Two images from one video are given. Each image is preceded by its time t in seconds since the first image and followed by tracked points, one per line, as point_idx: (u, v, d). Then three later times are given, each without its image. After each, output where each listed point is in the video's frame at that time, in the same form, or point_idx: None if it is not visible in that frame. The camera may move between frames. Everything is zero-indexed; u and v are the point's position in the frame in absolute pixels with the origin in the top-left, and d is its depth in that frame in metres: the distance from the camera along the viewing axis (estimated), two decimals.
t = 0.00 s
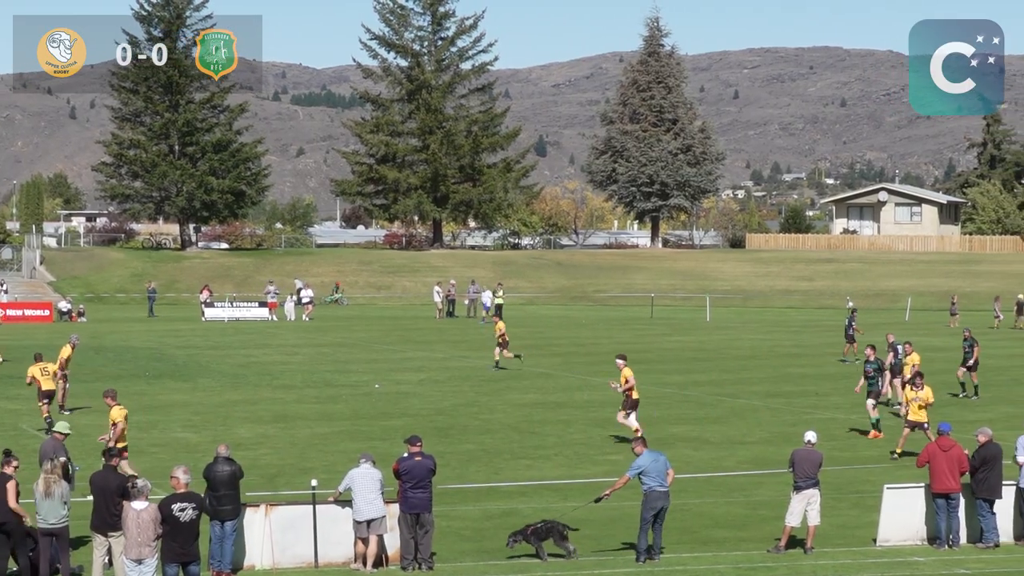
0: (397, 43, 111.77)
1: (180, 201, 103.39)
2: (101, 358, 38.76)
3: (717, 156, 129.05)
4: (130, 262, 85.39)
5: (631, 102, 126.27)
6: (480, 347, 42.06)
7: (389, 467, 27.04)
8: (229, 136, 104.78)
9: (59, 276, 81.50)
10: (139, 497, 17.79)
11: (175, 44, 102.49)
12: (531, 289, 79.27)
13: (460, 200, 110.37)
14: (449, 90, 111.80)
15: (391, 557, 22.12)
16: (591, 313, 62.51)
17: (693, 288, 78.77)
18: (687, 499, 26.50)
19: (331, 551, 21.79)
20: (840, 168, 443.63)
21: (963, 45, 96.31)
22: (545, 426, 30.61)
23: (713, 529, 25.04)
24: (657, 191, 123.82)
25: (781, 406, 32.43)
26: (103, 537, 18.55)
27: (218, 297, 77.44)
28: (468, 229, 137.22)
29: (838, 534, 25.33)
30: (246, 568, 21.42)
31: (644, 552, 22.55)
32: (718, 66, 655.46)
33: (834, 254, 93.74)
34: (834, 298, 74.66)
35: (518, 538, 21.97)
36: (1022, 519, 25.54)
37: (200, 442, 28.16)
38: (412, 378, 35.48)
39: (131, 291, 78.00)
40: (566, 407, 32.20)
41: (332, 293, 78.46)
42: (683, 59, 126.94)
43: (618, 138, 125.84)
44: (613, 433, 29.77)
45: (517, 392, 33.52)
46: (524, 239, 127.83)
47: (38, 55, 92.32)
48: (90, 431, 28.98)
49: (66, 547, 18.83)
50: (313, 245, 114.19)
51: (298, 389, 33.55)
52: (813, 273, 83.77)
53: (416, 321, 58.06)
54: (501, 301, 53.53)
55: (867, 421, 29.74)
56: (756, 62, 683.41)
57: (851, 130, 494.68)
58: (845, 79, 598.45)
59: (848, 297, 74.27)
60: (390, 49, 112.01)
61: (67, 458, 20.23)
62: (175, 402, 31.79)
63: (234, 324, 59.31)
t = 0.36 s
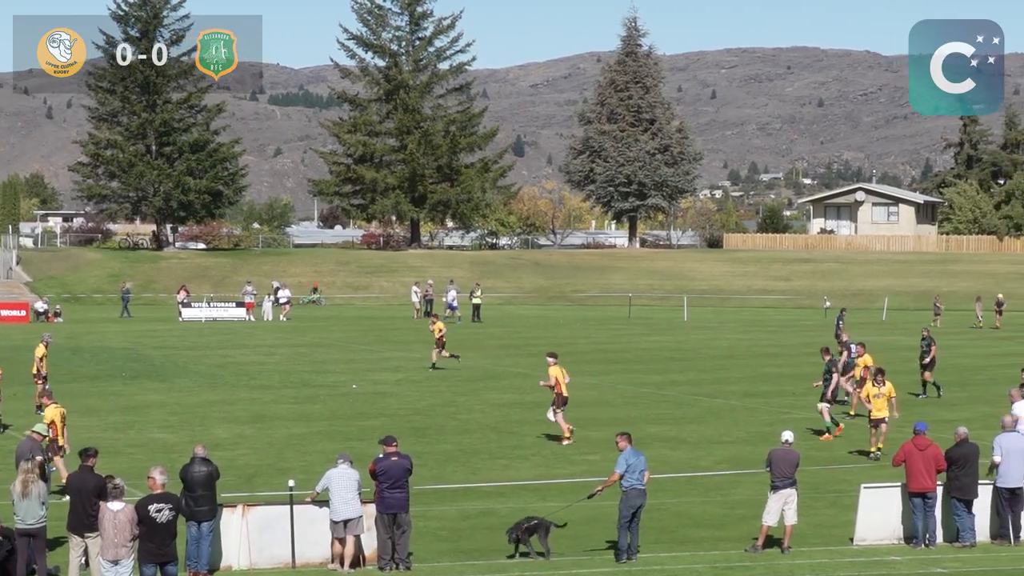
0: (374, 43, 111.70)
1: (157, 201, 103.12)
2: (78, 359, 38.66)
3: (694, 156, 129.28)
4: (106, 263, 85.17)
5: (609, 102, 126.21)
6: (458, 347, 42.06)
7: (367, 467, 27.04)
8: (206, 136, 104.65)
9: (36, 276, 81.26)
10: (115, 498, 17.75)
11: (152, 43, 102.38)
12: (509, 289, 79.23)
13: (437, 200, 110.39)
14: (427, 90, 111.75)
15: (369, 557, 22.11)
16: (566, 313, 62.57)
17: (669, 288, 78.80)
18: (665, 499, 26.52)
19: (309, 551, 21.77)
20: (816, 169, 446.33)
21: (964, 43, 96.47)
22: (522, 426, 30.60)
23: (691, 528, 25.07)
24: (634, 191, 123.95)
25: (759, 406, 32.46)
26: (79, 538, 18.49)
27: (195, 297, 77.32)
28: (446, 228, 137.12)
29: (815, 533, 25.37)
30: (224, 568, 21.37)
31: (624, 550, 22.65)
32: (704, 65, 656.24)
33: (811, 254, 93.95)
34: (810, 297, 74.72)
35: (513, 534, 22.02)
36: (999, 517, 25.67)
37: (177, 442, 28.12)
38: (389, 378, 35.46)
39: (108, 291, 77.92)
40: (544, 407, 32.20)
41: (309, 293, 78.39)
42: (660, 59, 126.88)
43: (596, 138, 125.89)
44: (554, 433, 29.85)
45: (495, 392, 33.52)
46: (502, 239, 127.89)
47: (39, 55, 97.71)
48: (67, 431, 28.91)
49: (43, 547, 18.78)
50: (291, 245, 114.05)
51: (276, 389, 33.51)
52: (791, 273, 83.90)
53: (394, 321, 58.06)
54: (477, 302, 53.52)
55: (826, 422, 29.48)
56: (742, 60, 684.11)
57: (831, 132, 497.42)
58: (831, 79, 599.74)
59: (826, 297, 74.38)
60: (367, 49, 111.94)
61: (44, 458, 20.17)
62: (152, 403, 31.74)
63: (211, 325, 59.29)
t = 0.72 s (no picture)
0: (337, 42, 111.66)
1: (120, 201, 102.75)
2: (39, 359, 38.48)
3: (657, 156, 129.30)
4: (69, 262, 84.81)
5: (572, 101, 126.33)
6: (421, 347, 42.05)
7: (329, 468, 27.03)
8: (168, 136, 104.49)
9: None
10: (77, 499, 17.56)
11: (114, 43, 102.25)
12: (472, 289, 79.18)
13: (400, 199, 110.39)
14: (390, 89, 111.78)
15: (332, 558, 21.95)
16: (528, 313, 62.57)
17: (632, 287, 78.73)
18: (628, 500, 26.47)
19: (271, 551, 21.56)
20: (777, 170, 450.00)
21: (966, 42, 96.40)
22: (486, 426, 30.58)
23: (654, 528, 25.08)
24: (597, 191, 124.04)
25: (721, 406, 32.51)
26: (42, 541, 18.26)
27: (158, 297, 77.15)
28: (410, 228, 137.11)
29: (779, 532, 25.38)
30: (186, 569, 21.16)
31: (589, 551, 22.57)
32: (684, 67, 657.32)
33: (773, 254, 93.95)
34: (773, 297, 74.67)
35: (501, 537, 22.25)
36: (961, 515, 25.67)
37: (139, 443, 28.03)
38: (352, 378, 35.43)
39: (69, 292, 77.74)
40: (507, 407, 32.20)
41: (272, 293, 78.28)
42: (623, 59, 127.16)
43: (559, 137, 125.81)
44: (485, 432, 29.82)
45: (458, 392, 33.54)
46: (466, 239, 127.94)
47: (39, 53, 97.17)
48: (28, 431, 28.77)
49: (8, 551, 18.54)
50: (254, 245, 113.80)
51: (238, 389, 33.45)
52: (754, 273, 84.10)
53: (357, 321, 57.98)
54: (439, 301, 53.54)
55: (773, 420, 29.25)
56: (722, 60, 685.16)
57: (795, 135, 501.85)
58: (810, 80, 601.01)
59: (788, 296, 74.55)
60: (331, 48, 111.86)
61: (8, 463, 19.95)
62: (113, 403, 31.62)
63: (173, 325, 59.17)
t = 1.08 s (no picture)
0: (305, 43, 111.58)
1: (86, 201, 102.34)
2: (6, 360, 38.39)
3: (625, 156, 129.29)
4: (36, 262, 84.58)
5: (540, 102, 126.22)
6: (389, 347, 42.15)
7: (297, 469, 27.02)
8: (136, 137, 104.38)
9: None
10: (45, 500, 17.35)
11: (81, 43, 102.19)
12: (440, 289, 79.21)
13: (369, 200, 110.30)
14: (358, 90, 111.77)
15: (300, 559, 21.80)
16: (494, 313, 62.71)
17: (601, 288, 78.80)
18: (600, 501, 26.43)
19: (239, 552, 21.29)
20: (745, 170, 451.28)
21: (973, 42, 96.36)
22: (454, 427, 30.57)
23: (622, 528, 25.10)
24: (565, 191, 124.05)
25: (689, 406, 32.54)
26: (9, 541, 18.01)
27: (125, 297, 77.06)
28: (378, 229, 137.03)
29: (746, 532, 25.41)
30: (154, 570, 21.01)
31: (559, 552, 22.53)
32: (667, 68, 658.35)
33: (739, 254, 94.09)
34: (742, 298, 74.65)
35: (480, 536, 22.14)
36: (929, 515, 25.66)
37: (107, 444, 27.96)
38: (320, 379, 35.44)
39: (36, 292, 77.67)
40: (475, 408, 32.19)
41: (240, 293, 78.25)
42: (592, 60, 127.62)
43: (527, 138, 125.37)
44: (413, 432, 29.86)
45: (426, 393, 33.55)
46: (434, 239, 127.94)
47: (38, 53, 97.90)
48: None
49: None
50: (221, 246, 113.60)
51: (207, 390, 33.42)
52: (722, 273, 84.23)
53: (324, 321, 58.01)
54: (406, 301, 53.59)
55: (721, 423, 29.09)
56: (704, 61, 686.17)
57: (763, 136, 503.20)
58: (792, 82, 602.03)
59: (756, 296, 74.62)
60: (299, 49, 111.83)
61: None
62: (80, 405, 31.55)
63: (140, 326, 59.13)
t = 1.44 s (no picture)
0: (276, 43, 111.55)
1: (57, 202, 101.99)
2: None
3: (596, 157, 129.40)
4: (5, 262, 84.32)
5: (511, 102, 126.18)
6: (361, 347, 42.29)
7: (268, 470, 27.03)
8: (106, 137, 104.22)
9: None
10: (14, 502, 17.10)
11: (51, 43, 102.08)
12: (411, 290, 79.25)
13: (340, 200, 110.26)
14: (329, 90, 111.77)
15: (270, 560, 21.66)
16: (464, 313, 62.85)
17: (572, 288, 78.90)
18: (570, 501, 26.47)
19: (211, 552, 21.13)
20: (716, 172, 453.09)
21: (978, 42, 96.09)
22: (424, 427, 30.54)
23: (593, 528, 25.13)
24: (536, 192, 124.13)
25: (660, 406, 32.57)
26: None
27: (95, 297, 76.97)
28: (349, 230, 137.13)
29: (717, 531, 25.45)
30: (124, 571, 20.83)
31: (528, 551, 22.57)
32: (651, 70, 659.10)
33: (710, 254, 94.15)
34: (712, 298, 74.51)
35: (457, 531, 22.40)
36: (898, 515, 25.58)
37: (77, 445, 27.92)
38: (290, 379, 35.41)
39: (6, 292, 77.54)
40: (446, 408, 32.20)
41: (211, 293, 78.21)
42: (563, 60, 127.48)
43: (498, 138, 125.19)
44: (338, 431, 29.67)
45: (397, 393, 33.54)
46: (405, 239, 128.01)
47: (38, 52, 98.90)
48: None
49: None
50: (191, 246, 113.41)
51: (177, 390, 33.40)
52: (692, 273, 84.31)
53: (293, 322, 58.05)
54: (376, 301, 53.60)
55: (682, 424, 28.74)
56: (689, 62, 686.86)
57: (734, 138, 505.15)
58: (775, 84, 602.72)
59: (726, 296, 74.62)
60: (270, 49, 111.80)
61: None
62: (50, 406, 31.50)
63: (110, 327, 59.04)
